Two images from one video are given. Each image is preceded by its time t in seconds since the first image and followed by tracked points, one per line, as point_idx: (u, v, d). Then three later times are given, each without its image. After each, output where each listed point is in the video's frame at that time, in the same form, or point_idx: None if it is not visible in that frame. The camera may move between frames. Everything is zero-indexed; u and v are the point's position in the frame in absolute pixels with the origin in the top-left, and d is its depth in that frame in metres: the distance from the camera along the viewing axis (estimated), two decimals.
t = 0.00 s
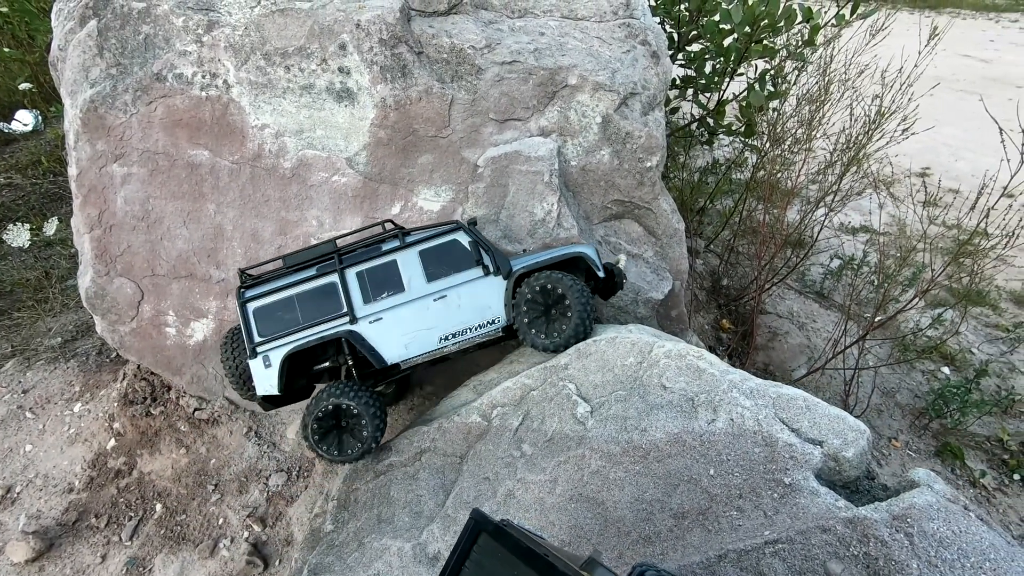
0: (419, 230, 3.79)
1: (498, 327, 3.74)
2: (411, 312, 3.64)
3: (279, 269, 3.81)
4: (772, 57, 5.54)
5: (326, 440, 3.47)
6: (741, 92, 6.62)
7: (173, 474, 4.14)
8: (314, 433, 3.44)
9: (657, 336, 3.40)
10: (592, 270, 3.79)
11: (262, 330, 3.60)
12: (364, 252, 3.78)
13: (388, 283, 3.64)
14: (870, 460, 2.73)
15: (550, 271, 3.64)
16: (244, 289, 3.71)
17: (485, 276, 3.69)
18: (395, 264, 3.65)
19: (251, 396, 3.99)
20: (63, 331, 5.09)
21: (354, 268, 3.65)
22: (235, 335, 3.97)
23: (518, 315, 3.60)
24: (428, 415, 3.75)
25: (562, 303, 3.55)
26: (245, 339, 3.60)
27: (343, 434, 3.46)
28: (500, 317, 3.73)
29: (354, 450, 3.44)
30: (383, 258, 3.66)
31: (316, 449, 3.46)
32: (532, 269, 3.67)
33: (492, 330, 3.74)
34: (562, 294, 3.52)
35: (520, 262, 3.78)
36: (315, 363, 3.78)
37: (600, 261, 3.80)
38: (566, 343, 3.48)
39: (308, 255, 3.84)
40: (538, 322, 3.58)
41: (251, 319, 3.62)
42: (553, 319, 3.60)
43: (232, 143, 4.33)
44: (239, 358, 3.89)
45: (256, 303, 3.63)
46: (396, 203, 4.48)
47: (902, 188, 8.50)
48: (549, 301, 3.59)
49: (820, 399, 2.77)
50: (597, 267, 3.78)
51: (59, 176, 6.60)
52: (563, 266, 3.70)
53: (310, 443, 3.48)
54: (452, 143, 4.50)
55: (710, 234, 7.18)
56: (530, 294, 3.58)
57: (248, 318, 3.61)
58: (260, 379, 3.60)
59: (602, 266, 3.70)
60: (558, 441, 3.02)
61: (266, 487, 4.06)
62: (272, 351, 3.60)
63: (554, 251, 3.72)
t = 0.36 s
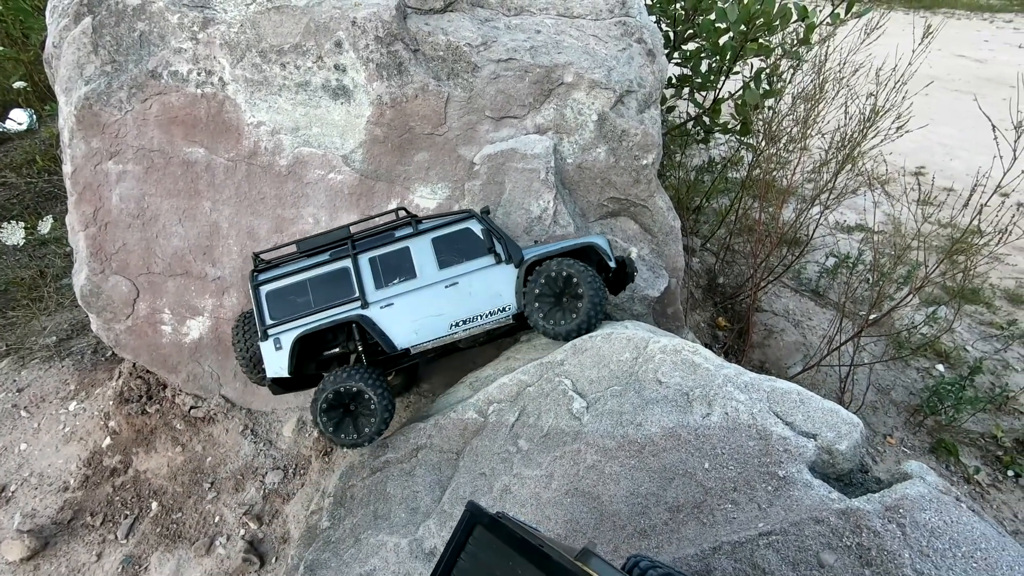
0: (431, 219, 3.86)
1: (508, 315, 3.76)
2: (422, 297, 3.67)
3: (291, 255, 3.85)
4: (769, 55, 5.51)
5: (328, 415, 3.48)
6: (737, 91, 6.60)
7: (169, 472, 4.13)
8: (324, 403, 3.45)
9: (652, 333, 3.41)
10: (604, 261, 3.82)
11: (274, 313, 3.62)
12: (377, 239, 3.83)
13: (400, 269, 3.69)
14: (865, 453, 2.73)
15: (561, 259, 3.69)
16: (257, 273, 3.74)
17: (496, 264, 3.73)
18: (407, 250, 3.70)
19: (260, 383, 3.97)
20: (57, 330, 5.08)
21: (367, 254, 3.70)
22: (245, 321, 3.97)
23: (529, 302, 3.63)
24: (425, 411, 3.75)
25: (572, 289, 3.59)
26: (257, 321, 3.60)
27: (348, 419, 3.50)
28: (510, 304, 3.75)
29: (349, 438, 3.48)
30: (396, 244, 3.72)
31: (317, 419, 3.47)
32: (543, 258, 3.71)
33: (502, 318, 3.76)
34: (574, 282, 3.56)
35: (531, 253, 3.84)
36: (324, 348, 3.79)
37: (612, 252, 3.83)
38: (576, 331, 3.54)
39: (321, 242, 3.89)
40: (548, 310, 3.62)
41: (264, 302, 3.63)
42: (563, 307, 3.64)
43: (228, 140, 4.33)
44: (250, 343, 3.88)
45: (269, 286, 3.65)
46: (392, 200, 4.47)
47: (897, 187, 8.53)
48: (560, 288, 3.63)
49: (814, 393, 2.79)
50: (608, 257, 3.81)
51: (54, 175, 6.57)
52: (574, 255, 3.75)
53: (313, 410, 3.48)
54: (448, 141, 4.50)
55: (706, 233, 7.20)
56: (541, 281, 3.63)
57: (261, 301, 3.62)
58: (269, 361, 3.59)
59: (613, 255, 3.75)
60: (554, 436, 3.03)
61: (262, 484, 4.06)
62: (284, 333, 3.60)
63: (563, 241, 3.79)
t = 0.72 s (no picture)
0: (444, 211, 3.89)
1: (518, 307, 3.77)
2: (434, 287, 3.69)
3: (305, 245, 3.89)
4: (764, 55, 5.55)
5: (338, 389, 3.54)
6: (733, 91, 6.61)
7: (165, 472, 4.13)
8: (343, 378, 3.51)
9: (648, 331, 3.42)
10: (614, 256, 3.85)
11: (287, 301, 3.65)
12: (389, 231, 3.86)
13: (413, 259, 3.72)
14: (858, 452, 2.74)
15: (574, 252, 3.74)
16: (270, 261, 3.78)
17: (508, 257, 3.74)
18: (420, 242, 3.73)
19: (270, 371, 3.99)
20: (54, 330, 5.08)
21: (380, 244, 3.74)
22: (258, 309, 4.00)
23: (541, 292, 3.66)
24: (423, 409, 3.76)
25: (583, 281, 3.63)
26: (270, 309, 3.63)
27: (351, 405, 3.57)
28: (521, 297, 3.76)
29: (341, 420, 3.56)
30: (409, 235, 3.75)
31: (327, 389, 3.52)
32: (555, 251, 3.75)
33: (513, 310, 3.77)
34: (587, 273, 3.61)
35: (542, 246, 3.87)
36: (334, 337, 3.81)
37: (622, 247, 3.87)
38: (586, 322, 3.57)
39: (334, 232, 3.93)
40: (560, 301, 3.66)
41: (276, 290, 3.66)
42: (575, 298, 3.68)
43: (224, 140, 4.33)
44: (262, 331, 3.90)
45: (282, 275, 3.68)
46: (389, 199, 4.47)
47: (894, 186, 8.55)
48: (572, 281, 3.66)
49: (807, 392, 2.80)
50: (619, 252, 3.84)
51: (50, 175, 6.50)
52: (586, 249, 3.80)
53: (333, 377, 3.54)
54: (444, 141, 4.51)
55: (703, 232, 7.21)
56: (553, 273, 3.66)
57: (273, 289, 3.66)
58: (280, 348, 3.61)
59: (624, 250, 3.80)
60: (549, 435, 3.04)
61: (259, 484, 4.06)
62: (295, 321, 3.63)
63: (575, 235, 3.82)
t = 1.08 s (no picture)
0: (455, 208, 3.90)
1: (528, 304, 3.78)
2: (444, 283, 3.70)
3: (316, 239, 3.89)
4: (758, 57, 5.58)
5: (356, 373, 3.52)
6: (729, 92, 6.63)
7: (162, 474, 4.13)
8: (367, 368, 3.51)
9: (642, 334, 3.43)
10: (623, 254, 3.85)
11: (297, 294, 3.65)
12: (400, 226, 3.87)
13: (423, 255, 3.73)
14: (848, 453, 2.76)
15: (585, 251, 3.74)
16: (282, 255, 3.79)
17: (518, 253, 3.75)
18: (430, 238, 3.74)
19: (278, 365, 3.98)
20: (50, 333, 5.09)
21: (391, 240, 3.75)
22: (269, 302, 3.97)
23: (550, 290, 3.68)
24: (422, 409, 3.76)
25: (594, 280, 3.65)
26: (280, 301, 3.63)
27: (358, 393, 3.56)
28: (531, 293, 3.77)
29: (340, 400, 3.53)
30: (420, 231, 3.76)
31: (348, 368, 3.50)
32: (565, 249, 3.75)
33: (522, 306, 3.77)
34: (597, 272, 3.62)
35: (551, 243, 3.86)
36: (343, 331, 3.82)
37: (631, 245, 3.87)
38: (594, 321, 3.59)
39: (345, 227, 3.94)
40: (569, 300, 3.68)
41: (287, 283, 3.67)
42: (584, 297, 3.70)
43: (220, 143, 4.34)
44: (272, 324, 3.87)
45: (293, 268, 3.69)
46: (384, 202, 4.48)
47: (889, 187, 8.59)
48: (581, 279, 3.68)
49: (798, 394, 2.82)
50: (628, 251, 3.85)
51: (46, 177, 6.51)
52: (595, 248, 3.80)
53: (359, 361, 3.52)
54: (440, 143, 4.53)
55: (700, 233, 7.24)
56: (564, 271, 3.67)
57: (284, 281, 3.66)
58: (290, 340, 3.61)
59: (634, 250, 3.81)
60: (544, 437, 3.05)
61: (255, 487, 4.05)
62: (305, 314, 3.63)
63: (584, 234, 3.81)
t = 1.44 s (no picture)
0: (465, 208, 3.89)
1: (540, 305, 3.80)
2: (456, 284, 3.71)
3: (324, 240, 3.87)
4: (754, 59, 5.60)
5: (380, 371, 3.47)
6: (725, 94, 6.64)
7: (159, 478, 4.12)
8: (391, 372, 3.46)
9: (639, 336, 3.44)
10: (634, 254, 3.89)
11: (308, 296, 3.64)
12: (410, 227, 3.86)
13: (434, 256, 3.73)
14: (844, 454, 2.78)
15: (597, 251, 3.77)
16: (291, 256, 3.76)
17: (529, 255, 3.77)
18: (441, 239, 3.74)
19: (289, 365, 3.97)
20: (46, 337, 5.08)
21: (402, 241, 3.74)
22: (279, 303, 3.97)
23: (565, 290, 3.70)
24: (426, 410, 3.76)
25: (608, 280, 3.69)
26: (291, 304, 3.62)
27: (374, 392, 3.50)
28: (542, 294, 3.79)
29: (353, 386, 3.47)
30: (430, 232, 3.75)
31: (376, 363, 3.46)
32: (577, 250, 3.78)
33: (534, 307, 3.80)
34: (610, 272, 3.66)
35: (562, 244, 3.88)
36: (354, 332, 3.82)
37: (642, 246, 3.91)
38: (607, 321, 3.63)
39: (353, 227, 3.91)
40: (583, 300, 3.71)
41: (297, 285, 3.65)
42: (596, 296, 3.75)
43: (216, 147, 4.33)
44: (283, 326, 3.88)
45: (303, 270, 3.67)
46: (381, 205, 4.49)
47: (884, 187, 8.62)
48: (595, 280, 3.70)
49: (793, 396, 2.83)
50: (639, 251, 3.89)
51: (41, 179, 6.50)
52: (607, 248, 3.83)
53: (390, 362, 3.48)
54: (436, 146, 4.54)
55: (696, 234, 7.26)
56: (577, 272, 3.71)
57: (294, 284, 3.64)
58: (303, 343, 3.61)
59: (645, 249, 3.84)
60: (541, 440, 3.06)
61: (253, 490, 4.04)
62: (317, 316, 3.63)
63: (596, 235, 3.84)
